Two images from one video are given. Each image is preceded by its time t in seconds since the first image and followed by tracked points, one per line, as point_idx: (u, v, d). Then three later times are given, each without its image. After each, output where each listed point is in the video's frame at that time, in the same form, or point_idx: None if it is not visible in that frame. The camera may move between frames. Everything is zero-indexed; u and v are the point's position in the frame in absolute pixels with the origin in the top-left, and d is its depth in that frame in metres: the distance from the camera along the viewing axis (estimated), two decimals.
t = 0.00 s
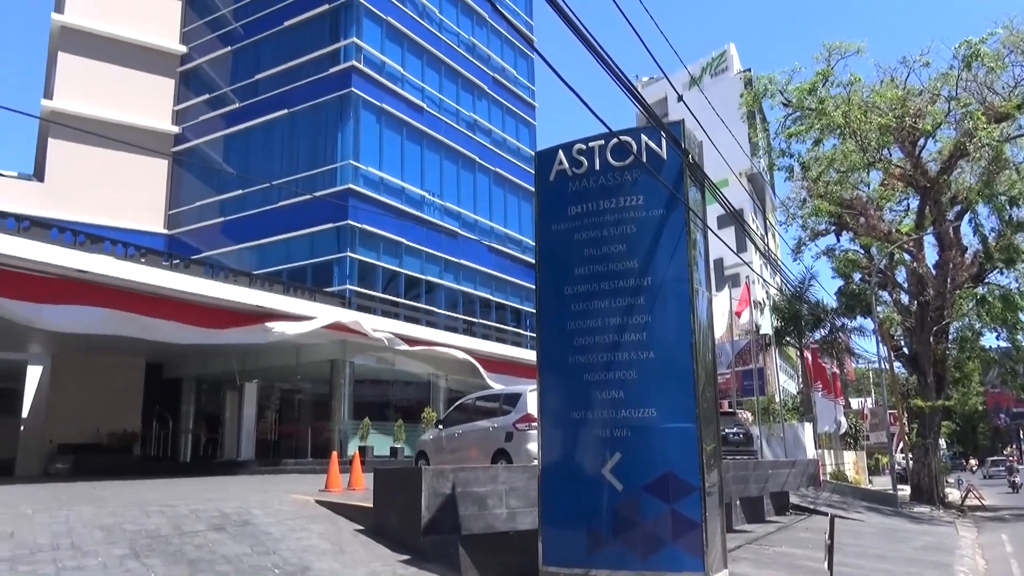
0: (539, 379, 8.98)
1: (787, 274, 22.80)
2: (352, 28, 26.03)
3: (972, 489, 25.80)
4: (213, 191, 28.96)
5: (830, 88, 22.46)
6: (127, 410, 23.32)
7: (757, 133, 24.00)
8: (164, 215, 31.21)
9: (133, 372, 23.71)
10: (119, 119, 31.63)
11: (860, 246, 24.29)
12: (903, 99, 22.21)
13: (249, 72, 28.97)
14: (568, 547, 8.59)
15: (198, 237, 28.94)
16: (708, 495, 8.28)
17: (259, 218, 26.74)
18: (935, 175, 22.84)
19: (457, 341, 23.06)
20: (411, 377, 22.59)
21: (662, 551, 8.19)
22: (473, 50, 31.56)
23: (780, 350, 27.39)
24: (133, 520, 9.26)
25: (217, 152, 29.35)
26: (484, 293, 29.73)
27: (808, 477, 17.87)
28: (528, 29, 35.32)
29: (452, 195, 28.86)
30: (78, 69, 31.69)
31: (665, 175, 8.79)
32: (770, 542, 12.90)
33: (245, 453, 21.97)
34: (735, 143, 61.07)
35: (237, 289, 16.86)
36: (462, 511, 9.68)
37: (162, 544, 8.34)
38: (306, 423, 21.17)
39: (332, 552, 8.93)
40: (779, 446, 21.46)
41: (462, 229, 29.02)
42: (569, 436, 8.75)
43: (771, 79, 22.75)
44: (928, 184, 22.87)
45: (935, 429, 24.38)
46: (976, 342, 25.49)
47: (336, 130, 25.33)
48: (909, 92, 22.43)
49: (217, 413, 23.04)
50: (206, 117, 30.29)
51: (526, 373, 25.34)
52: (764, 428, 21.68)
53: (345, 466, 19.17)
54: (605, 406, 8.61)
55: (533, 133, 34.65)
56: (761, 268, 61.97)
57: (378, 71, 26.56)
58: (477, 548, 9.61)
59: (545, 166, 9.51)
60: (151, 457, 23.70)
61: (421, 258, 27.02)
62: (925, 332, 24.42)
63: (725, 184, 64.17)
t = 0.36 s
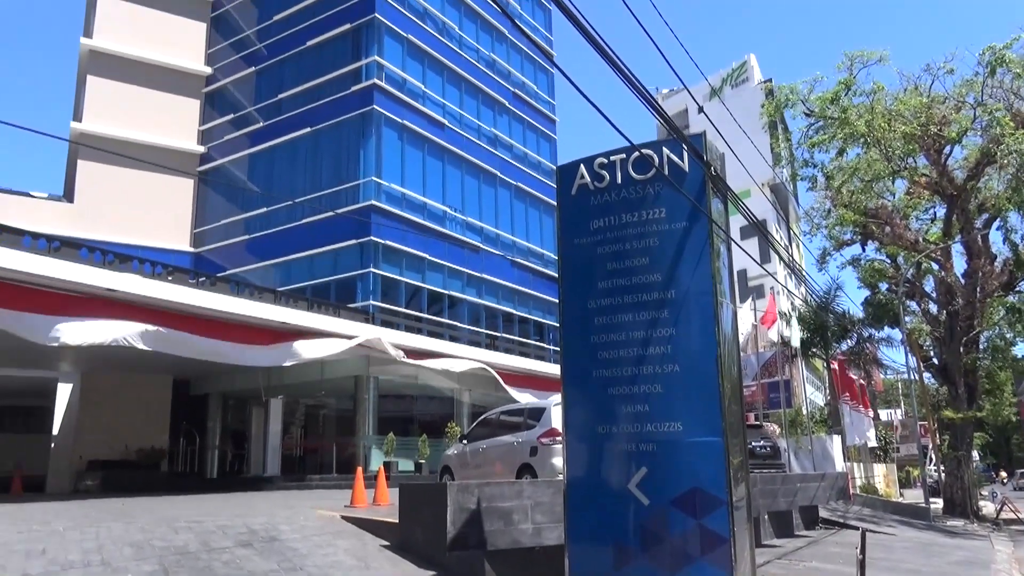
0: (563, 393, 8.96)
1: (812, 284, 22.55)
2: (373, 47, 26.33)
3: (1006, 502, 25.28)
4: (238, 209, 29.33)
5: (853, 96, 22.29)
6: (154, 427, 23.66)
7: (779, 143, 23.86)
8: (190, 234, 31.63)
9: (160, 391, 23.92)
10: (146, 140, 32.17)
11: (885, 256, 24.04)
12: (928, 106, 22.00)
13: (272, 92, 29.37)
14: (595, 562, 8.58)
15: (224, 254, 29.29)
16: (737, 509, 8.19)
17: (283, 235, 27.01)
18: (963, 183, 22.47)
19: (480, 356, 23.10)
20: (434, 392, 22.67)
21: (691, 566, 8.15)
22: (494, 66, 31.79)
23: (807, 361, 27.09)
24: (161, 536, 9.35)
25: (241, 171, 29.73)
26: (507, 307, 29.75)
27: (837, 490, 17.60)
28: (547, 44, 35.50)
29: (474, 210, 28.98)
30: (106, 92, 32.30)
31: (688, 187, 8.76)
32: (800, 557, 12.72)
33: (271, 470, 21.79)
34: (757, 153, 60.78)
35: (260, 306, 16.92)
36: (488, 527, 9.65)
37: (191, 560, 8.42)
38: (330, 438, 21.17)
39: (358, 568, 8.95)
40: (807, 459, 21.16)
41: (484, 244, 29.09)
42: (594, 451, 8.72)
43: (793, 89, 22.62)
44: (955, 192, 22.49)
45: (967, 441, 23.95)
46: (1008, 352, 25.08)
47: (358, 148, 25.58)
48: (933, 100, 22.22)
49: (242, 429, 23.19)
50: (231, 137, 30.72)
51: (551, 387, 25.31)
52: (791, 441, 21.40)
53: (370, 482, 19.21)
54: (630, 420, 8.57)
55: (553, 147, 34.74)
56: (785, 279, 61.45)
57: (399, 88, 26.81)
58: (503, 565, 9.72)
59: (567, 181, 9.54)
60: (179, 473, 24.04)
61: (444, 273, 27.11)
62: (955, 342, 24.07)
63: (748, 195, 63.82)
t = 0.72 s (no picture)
0: (595, 403, 8.91)
1: (845, 290, 22.17)
2: (400, 63, 26.60)
3: None
4: (269, 225, 29.70)
5: (882, 99, 21.99)
6: (190, 442, 24.19)
7: (809, 149, 23.59)
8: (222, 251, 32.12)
9: (195, 407, 24.41)
10: (179, 160, 32.75)
11: (921, 260, 23.62)
12: (960, 108, 21.42)
13: (301, 110, 29.78)
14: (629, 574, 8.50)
15: (255, 270, 29.63)
16: (773, 520, 8.07)
17: (314, 250, 27.30)
18: (999, 184, 21.79)
19: (510, 367, 23.03)
20: (465, 404, 22.69)
21: None
22: (519, 78, 31.93)
23: (842, 369, 26.68)
24: (198, 550, 9.45)
25: (272, 188, 30.12)
26: (536, 318, 29.72)
27: (876, 500, 17.25)
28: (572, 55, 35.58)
29: (502, 222, 29.04)
30: (140, 113, 32.98)
31: (717, 195, 8.69)
32: (840, 568, 12.46)
33: (305, 483, 21.51)
34: (786, 159, 60.20)
35: (291, 321, 17.05)
36: (521, 540, 9.61)
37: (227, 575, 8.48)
38: (362, 451, 21.02)
39: None
40: (844, 468, 20.80)
41: (512, 255, 29.11)
42: (627, 462, 8.65)
43: (821, 94, 22.36)
44: (991, 194, 21.81)
45: (1009, 448, 23.36)
46: None
47: (386, 163, 25.81)
48: (966, 101, 21.66)
49: (275, 443, 22.80)
50: (261, 154, 31.16)
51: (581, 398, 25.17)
52: (827, 450, 21.04)
53: (403, 495, 19.25)
54: (663, 431, 8.50)
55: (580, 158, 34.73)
56: (818, 285, 60.64)
57: (426, 102, 27.03)
58: None
59: (594, 191, 9.52)
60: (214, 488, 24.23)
61: (472, 285, 27.17)
62: (994, 348, 23.55)
63: (778, 201, 63.20)
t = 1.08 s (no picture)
0: (626, 413, 8.86)
1: (879, 296, 21.74)
2: (426, 75, 26.78)
3: None
4: (299, 238, 30.02)
5: (914, 102, 21.57)
6: (222, 453, 24.19)
7: (840, 153, 23.26)
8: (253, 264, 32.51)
9: (226, 419, 24.41)
10: (210, 175, 33.22)
11: (957, 265, 23.16)
12: (995, 108, 20.58)
13: (329, 123, 30.11)
14: None
15: (286, 282, 29.95)
16: (810, 530, 7.92)
17: (343, 262, 27.51)
18: None
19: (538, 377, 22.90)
20: (495, 414, 22.52)
21: None
22: (545, 88, 32.01)
23: (876, 376, 26.24)
24: (232, 561, 9.52)
25: (301, 201, 30.45)
26: (564, 328, 29.63)
27: (914, 510, 16.88)
28: (598, 64, 35.58)
29: (529, 232, 29.05)
30: (173, 130, 33.55)
31: (747, 201, 8.61)
32: None
33: (335, 493, 21.25)
34: (816, 165, 59.57)
35: (319, 333, 17.12)
36: (554, 551, 9.54)
37: None
38: (393, 462, 21.03)
39: None
40: (880, 477, 20.40)
41: (540, 265, 29.08)
42: (660, 472, 8.57)
43: (851, 97, 22.04)
44: None
45: None
46: None
47: (414, 174, 25.98)
48: (1001, 101, 20.72)
49: (306, 454, 23.09)
50: (290, 168, 31.52)
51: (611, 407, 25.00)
52: (863, 458, 20.66)
53: (433, 505, 19.26)
54: (695, 440, 8.40)
55: (607, 166, 34.66)
56: (850, 291, 59.76)
57: (453, 114, 27.19)
58: None
59: (623, 199, 9.49)
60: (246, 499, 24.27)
61: (500, 295, 27.19)
62: None
63: (808, 207, 62.54)
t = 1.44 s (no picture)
0: (651, 423, 8.78)
1: (907, 304, 21.37)
2: (448, 88, 26.95)
3: None
4: (323, 251, 30.28)
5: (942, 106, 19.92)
6: (248, 465, 24.25)
7: (865, 159, 22.99)
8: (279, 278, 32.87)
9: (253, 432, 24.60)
10: (236, 190, 33.61)
11: (987, 271, 22.73)
12: None
13: (352, 137, 30.38)
14: None
15: (311, 296, 30.18)
16: (841, 543, 7.81)
17: (367, 275, 27.66)
18: None
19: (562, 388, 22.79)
20: (518, 425, 22.34)
21: None
22: (566, 99, 32.05)
23: (906, 385, 25.83)
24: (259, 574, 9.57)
25: (325, 215, 30.72)
26: (588, 338, 29.53)
27: (946, 521, 16.55)
28: (620, 74, 35.59)
29: (552, 243, 29.01)
30: (199, 146, 34.01)
31: (773, 210, 8.54)
32: None
33: (361, 505, 21.42)
34: (841, 171, 59.01)
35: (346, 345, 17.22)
36: (580, 563, 9.47)
37: None
38: (418, 473, 20.79)
39: None
40: (912, 488, 20.01)
41: (563, 275, 29.02)
42: (687, 484, 8.48)
43: (876, 103, 21.79)
44: None
45: None
46: None
47: (436, 187, 26.12)
48: None
49: (331, 466, 23.19)
50: (314, 182, 31.85)
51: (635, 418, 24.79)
52: (894, 469, 20.28)
53: (459, 517, 19.24)
54: (722, 451, 8.31)
55: (629, 176, 34.59)
56: (878, 299, 58.99)
57: (475, 126, 27.32)
58: None
59: (647, 209, 9.46)
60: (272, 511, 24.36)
61: (524, 306, 27.18)
62: None
63: (833, 214, 61.94)
